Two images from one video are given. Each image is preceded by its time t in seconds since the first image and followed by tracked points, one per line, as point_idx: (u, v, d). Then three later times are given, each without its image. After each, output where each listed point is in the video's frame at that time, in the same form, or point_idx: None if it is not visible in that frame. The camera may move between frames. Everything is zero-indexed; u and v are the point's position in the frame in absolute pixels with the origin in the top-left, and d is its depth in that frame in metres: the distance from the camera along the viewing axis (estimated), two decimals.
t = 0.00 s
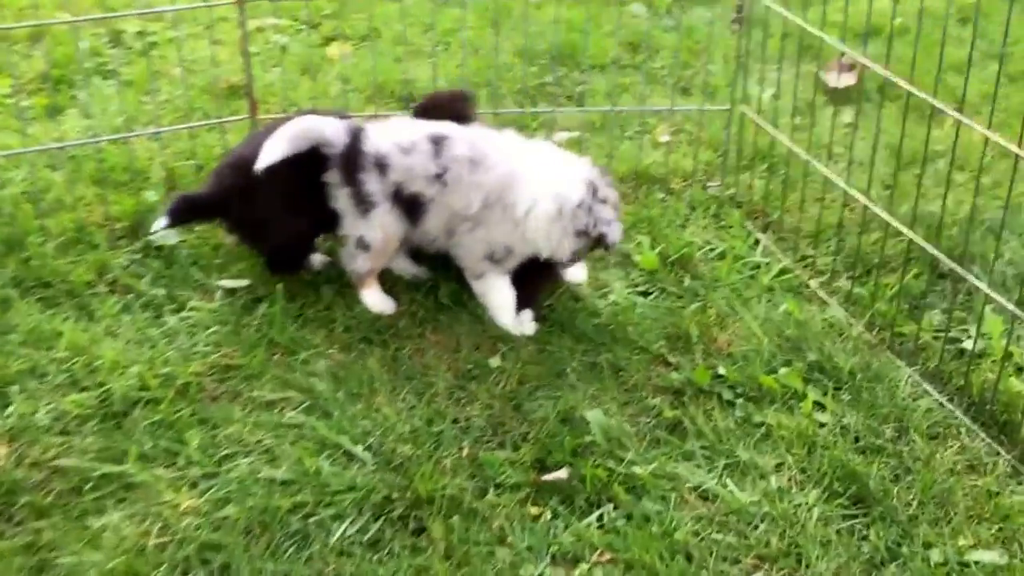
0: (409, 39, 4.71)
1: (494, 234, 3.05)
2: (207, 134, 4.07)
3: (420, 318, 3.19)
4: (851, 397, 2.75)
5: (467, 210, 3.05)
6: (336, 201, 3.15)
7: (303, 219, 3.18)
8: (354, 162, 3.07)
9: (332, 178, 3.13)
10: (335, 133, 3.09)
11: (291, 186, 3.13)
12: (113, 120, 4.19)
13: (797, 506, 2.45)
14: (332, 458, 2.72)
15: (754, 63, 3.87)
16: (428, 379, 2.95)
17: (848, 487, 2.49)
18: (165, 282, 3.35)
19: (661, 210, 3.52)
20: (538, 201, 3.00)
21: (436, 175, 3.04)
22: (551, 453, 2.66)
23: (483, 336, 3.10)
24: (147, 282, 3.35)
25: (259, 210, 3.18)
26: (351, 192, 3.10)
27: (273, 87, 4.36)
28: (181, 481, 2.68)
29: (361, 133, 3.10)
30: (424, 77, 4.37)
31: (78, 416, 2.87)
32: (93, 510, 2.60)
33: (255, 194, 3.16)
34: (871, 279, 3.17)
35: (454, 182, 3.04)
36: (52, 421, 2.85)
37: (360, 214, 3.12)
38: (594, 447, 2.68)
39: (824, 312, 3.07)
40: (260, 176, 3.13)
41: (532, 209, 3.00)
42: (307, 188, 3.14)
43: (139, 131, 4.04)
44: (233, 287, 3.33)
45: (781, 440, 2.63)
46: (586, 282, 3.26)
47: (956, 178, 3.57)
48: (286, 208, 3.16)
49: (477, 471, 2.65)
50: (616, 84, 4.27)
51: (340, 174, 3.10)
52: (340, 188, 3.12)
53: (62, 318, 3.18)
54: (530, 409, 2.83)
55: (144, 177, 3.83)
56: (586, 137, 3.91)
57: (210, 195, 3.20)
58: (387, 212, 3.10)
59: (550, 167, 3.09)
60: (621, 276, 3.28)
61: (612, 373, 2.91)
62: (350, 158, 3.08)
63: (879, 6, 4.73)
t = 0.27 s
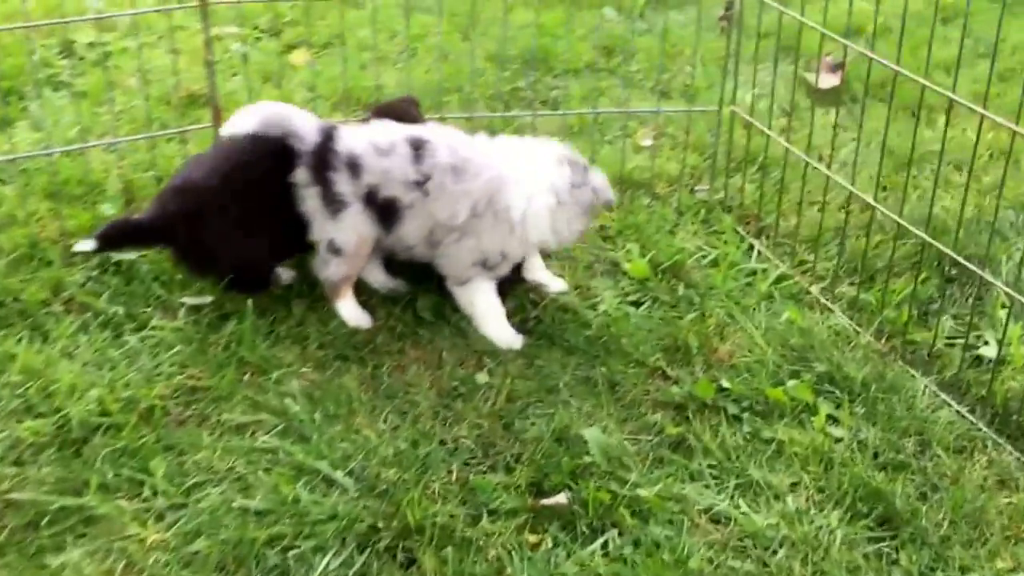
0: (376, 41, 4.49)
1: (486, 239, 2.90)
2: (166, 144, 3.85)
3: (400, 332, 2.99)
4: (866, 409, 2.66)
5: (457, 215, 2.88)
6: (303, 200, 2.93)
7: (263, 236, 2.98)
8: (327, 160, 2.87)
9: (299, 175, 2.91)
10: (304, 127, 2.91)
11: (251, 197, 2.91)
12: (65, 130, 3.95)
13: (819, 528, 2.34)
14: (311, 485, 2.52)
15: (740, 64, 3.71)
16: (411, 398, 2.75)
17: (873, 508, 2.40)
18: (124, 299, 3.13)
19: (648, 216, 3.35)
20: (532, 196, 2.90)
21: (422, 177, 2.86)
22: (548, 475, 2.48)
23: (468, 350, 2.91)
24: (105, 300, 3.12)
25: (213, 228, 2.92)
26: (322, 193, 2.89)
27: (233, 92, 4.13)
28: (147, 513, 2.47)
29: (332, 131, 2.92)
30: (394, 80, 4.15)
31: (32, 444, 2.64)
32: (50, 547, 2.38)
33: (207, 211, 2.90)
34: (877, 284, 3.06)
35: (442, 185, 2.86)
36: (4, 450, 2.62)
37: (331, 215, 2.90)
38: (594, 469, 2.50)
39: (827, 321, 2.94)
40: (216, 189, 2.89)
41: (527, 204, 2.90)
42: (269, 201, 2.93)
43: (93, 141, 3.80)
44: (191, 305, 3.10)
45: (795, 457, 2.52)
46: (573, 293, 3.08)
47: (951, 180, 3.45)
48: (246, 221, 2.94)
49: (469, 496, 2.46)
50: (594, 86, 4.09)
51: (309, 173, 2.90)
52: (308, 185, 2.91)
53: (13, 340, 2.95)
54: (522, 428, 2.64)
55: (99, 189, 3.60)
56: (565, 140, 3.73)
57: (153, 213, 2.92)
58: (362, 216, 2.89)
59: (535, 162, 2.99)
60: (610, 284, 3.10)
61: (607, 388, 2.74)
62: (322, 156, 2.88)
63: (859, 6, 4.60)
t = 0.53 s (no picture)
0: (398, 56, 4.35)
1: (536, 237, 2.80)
2: (181, 159, 3.71)
3: (431, 354, 2.83)
4: (930, 438, 2.50)
5: (496, 221, 2.77)
6: (323, 231, 2.80)
7: (248, 258, 2.79)
8: (345, 188, 2.74)
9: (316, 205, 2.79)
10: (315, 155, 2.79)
11: (243, 218, 2.74)
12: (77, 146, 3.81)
13: (890, 564, 2.16)
14: (339, 517, 2.35)
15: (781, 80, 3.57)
16: (445, 425, 2.59)
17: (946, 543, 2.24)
18: (139, 320, 2.97)
19: (688, 235, 3.20)
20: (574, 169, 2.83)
21: (450, 190, 2.74)
22: (595, 507, 2.31)
23: (503, 374, 2.75)
24: (118, 320, 2.96)
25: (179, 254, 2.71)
26: (346, 222, 2.76)
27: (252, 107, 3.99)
28: (162, 547, 2.31)
29: (345, 153, 2.79)
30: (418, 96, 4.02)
31: (39, 473, 2.48)
32: None
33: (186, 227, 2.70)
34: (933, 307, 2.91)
35: (474, 194, 2.74)
36: (9, 479, 2.46)
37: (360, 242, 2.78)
38: (644, 500, 2.33)
39: (883, 345, 2.79)
40: (205, 201, 2.71)
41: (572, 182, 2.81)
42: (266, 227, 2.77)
43: (106, 156, 3.66)
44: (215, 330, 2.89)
45: (858, 487, 2.36)
46: (612, 316, 2.92)
47: (1003, 200, 3.31)
48: (224, 243, 2.73)
49: (509, 529, 2.30)
50: (626, 103, 3.95)
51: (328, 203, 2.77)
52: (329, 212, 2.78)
53: (21, 363, 2.79)
54: (564, 456, 2.48)
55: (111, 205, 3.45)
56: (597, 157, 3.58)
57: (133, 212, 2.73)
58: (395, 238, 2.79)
59: (558, 140, 2.90)
60: (651, 305, 2.95)
61: (654, 414, 2.58)
62: (338, 184, 2.75)
63: (897, 24, 4.47)
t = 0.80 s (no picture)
0: (465, 88, 4.28)
1: (621, 256, 2.78)
2: (244, 186, 3.64)
3: (501, 387, 2.71)
4: None
5: (588, 249, 2.73)
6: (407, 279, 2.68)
7: (263, 308, 2.67)
8: (435, 234, 2.64)
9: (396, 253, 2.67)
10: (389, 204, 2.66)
11: (258, 259, 2.64)
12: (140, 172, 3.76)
13: None
14: (405, 555, 2.23)
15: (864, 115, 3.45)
16: (517, 460, 2.47)
17: None
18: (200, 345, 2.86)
19: (768, 271, 3.07)
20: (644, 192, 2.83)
21: (546, 222, 2.68)
22: (679, 549, 2.19)
23: (576, 409, 2.62)
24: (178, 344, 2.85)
25: (180, 320, 2.61)
26: (436, 269, 2.65)
27: (317, 137, 3.93)
28: None
29: (419, 196, 2.67)
30: (486, 128, 3.94)
31: (92, 501, 2.38)
32: None
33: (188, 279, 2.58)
34: None
35: (565, 224, 2.69)
36: (61, 507, 2.36)
37: (453, 288, 2.67)
38: (730, 544, 2.20)
39: (979, 387, 2.63)
40: (202, 268, 2.58)
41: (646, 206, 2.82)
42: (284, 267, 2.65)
43: (168, 181, 3.60)
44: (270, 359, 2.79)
45: (960, 536, 2.20)
46: (691, 352, 2.79)
47: None
48: (229, 305, 2.63)
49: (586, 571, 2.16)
50: (699, 138, 3.84)
51: (412, 250, 2.65)
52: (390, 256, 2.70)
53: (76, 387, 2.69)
54: (644, 495, 2.35)
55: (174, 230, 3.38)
56: (671, 190, 3.47)
57: (127, 270, 2.58)
58: (490, 280, 2.70)
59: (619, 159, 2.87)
60: (731, 341, 2.82)
61: (738, 454, 2.45)
62: (424, 231, 2.64)
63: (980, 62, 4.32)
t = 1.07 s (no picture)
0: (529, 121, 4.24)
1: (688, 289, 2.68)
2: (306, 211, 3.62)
3: (563, 414, 2.62)
4: None
5: (670, 278, 2.63)
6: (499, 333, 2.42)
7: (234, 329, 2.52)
8: (540, 281, 2.40)
9: (489, 305, 2.40)
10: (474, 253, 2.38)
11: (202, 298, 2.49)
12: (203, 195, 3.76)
13: None
14: None
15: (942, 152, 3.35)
16: (579, 489, 2.37)
17: None
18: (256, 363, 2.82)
19: (841, 307, 2.96)
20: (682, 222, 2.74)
21: (633, 261, 2.54)
22: None
23: (641, 441, 2.52)
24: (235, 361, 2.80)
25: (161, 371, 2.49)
26: (541, 317, 2.41)
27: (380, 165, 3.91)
28: None
29: (507, 242, 2.42)
30: (549, 161, 3.89)
31: (142, 516, 2.32)
32: None
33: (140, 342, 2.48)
34: None
35: (649, 256, 2.57)
36: (111, 521, 2.31)
37: (556, 335, 2.45)
38: None
39: None
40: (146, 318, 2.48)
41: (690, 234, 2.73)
42: (272, 313, 2.56)
43: (230, 204, 3.59)
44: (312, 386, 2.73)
45: None
46: (761, 386, 2.69)
47: None
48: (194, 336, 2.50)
49: None
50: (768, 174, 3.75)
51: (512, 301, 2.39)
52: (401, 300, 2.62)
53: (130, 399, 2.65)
54: (712, 530, 2.25)
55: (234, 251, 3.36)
56: (739, 225, 3.39)
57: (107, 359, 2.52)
58: (583, 322, 2.52)
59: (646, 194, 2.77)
60: (803, 377, 2.71)
61: (812, 492, 2.34)
62: (525, 275, 2.39)
63: None
